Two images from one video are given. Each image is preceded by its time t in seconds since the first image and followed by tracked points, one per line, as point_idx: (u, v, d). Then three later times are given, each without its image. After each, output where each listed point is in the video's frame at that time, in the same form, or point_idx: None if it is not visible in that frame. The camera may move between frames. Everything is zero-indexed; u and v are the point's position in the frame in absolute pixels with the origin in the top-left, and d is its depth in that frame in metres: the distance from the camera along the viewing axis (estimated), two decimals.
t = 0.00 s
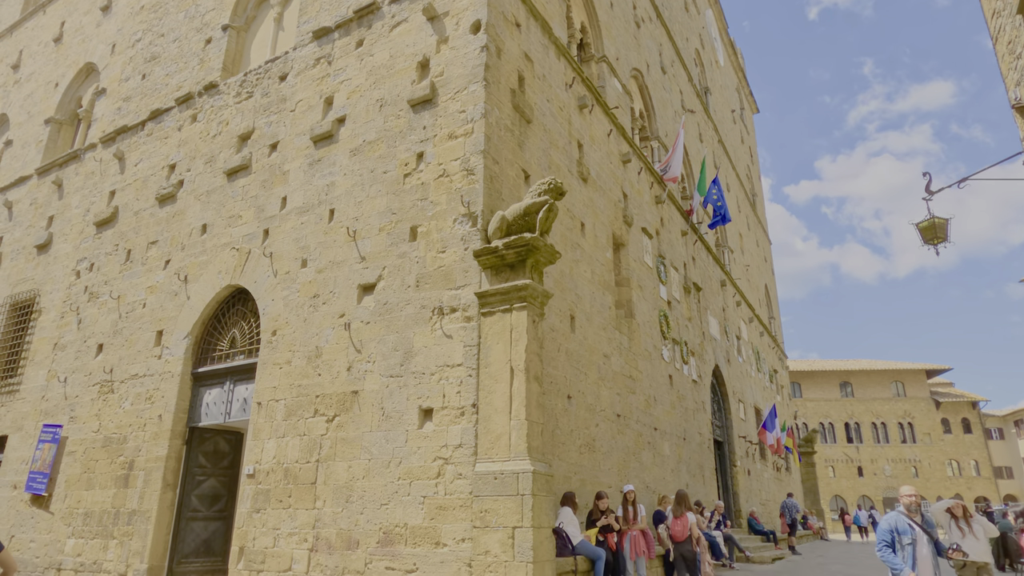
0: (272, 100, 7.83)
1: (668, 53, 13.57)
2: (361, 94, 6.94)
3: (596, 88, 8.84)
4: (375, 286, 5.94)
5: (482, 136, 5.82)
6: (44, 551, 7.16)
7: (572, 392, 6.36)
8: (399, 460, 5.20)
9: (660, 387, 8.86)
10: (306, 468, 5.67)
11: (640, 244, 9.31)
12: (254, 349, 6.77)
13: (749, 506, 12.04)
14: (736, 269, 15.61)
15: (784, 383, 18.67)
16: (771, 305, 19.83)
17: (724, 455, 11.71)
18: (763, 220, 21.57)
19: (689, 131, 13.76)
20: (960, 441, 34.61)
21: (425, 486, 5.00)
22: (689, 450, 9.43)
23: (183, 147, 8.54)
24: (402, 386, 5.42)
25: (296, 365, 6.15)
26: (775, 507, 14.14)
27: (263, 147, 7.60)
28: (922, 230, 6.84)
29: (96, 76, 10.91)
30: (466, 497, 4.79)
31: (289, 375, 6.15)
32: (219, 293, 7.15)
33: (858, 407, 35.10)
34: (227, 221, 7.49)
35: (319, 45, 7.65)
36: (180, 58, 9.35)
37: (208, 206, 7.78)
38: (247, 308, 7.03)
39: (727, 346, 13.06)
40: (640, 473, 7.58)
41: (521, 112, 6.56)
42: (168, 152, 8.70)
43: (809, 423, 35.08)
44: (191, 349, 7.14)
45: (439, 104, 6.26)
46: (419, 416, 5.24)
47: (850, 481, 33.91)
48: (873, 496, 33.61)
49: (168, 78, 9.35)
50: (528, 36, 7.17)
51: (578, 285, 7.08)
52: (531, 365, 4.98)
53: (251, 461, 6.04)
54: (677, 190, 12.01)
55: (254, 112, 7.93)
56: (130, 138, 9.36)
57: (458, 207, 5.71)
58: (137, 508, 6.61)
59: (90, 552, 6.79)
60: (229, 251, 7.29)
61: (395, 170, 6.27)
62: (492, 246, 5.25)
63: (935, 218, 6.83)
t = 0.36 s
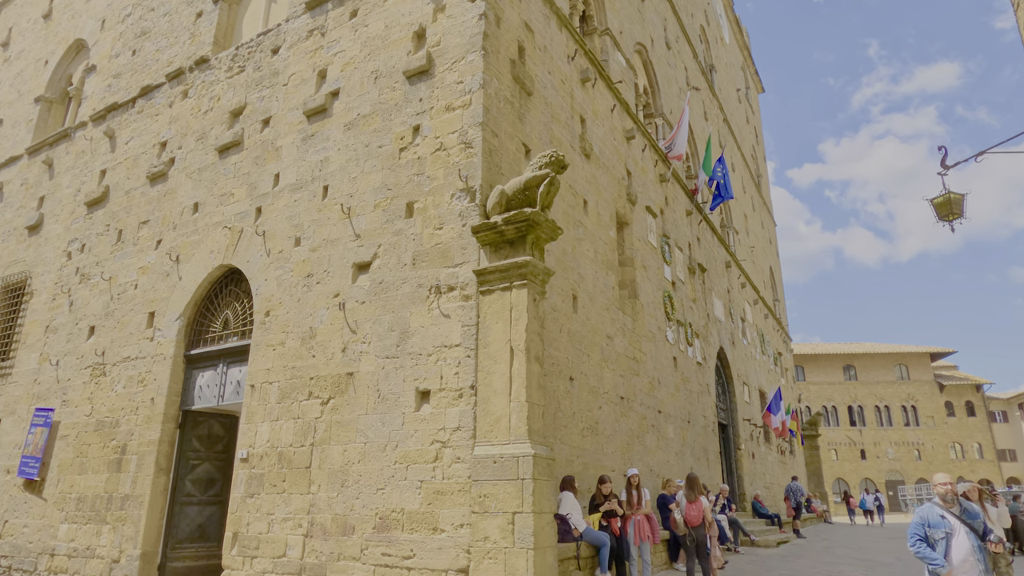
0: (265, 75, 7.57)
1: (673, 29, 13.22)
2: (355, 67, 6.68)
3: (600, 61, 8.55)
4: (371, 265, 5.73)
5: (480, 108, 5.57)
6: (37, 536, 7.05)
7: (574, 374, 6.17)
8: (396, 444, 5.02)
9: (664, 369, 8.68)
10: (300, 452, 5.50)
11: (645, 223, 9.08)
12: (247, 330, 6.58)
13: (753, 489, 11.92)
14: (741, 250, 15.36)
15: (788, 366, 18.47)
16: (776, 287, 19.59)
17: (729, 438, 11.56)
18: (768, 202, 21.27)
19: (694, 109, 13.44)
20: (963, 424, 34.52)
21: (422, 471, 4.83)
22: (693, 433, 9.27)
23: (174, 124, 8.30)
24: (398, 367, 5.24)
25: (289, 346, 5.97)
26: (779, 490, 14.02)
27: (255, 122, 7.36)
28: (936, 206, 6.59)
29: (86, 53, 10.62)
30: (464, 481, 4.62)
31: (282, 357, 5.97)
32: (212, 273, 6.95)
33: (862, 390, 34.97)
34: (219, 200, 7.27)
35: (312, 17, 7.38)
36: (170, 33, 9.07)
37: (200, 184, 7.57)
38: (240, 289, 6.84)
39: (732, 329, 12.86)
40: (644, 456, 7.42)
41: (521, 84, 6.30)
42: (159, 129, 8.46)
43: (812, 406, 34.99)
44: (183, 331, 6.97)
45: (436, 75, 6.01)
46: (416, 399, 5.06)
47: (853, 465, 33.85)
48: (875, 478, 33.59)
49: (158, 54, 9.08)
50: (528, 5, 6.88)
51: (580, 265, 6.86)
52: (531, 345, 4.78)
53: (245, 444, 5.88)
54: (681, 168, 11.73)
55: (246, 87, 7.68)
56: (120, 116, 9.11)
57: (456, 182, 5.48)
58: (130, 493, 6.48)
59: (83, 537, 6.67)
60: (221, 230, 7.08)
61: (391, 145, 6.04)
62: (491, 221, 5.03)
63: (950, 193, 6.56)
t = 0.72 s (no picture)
0: (245, 43, 7.29)
1: (670, 4, 12.92)
2: (338, 33, 6.41)
3: (593, 33, 8.28)
4: (353, 238, 5.51)
5: (466, 74, 5.33)
6: (15, 518, 6.88)
7: (564, 352, 5.99)
8: (377, 422, 4.84)
9: (657, 350, 8.51)
10: (280, 431, 5.32)
11: (638, 200, 8.86)
12: (227, 307, 6.37)
13: (746, 472, 11.83)
14: (736, 232, 15.16)
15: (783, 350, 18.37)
16: (772, 270, 19.43)
17: (722, 421, 11.43)
18: (765, 184, 21.04)
19: (690, 86, 13.16)
20: (956, 408, 34.62)
21: (405, 450, 4.65)
22: (686, 415, 9.13)
23: (152, 95, 8.02)
24: (381, 343, 5.04)
25: (269, 323, 5.76)
26: (772, 474, 13.95)
27: (235, 93, 7.09)
28: (938, 180, 6.39)
29: (64, 24, 10.27)
30: (448, 461, 4.45)
31: (262, 334, 5.77)
32: (191, 249, 6.73)
33: (856, 374, 35.01)
34: (198, 173, 7.03)
35: None
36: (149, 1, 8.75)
37: (179, 157, 7.31)
38: (220, 265, 6.62)
39: (727, 310, 12.70)
40: (635, 437, 7.27)
41: (510, 51, 6.04)
42: (138, 101, 8.17)
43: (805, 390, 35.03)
44: (162, 308, 6.76)
45: (421, 41, 5.75)
46: (399, 376, 4.88)
47: (846, 449, 33.93)
48: (868, 462, 33.71)
49: (137, 23, 8.76)
50: None
51: (572, 241, 6.65)
52: (518, 320, 4.59)
53: (224, 424, 5.69)
54: (677, 147, 11.49)
55: (226, 56, 7.40)
56: (98, 88, 8.81)
57: (441, 152, 5.25)
58: (107, 474, 6.30)
59: (60, 519, 6.50)
60: (201, 204, 6.84)
61: (374, 114, 5.79)
62: (476, 191, 4.82)
63: (952, 166, 6.36)
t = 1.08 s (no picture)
0: (214, 12, 6.95)
1: None
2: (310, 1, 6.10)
3: (579, 7, 8.02)
4: (324, 215, 5.26)
5: (443, 42, 5.06)
6: None
7: (545, 336, 5.79)
8: (347, 407, 4.62)
9: (642, 335, 8.34)
10: (246, 417, 5.09)
11: (624, 182, 8.64)
12: (194, 288, 6.11)
13: (731, 458, 11.76)
14: (723, 217, 15.01)
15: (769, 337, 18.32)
16: (759, 257, 19.34)
17: (707, 407, 11.33)
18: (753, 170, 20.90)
19: (678, 68, 12.92)
20: (938, 396, 34.96)
21: (375, 437, 4.44)
22: (671, 401, 8.99)
23: (118, 67, 7.66)
24: (352, 325, 4.81)
25: (237, 304, 5.51)
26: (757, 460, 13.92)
27: (204, 64, 6.76)
28: (930, 162, 6.23)
29: None
30: (420, 447, 4.25)
31: (229, 316, 5.52)
32: (156, 227, 6.44)
33: (840, 362, 35.24)
34: (165, 148, 6.72)
35: None
36: None
37: (145, 131, 6.99)
38: (187, 244, 6.34)
39: (713, 296, 12.57)
40: (619, 423, 7.11)
41: (490, 21, 5.77)
42: (103, 73, 7.80)
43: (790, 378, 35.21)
44: (126, 289, 6.47)
45: (396, 8, 5.46)
46: (371, 359, 4.65)
47: (829, 436, 34.18)
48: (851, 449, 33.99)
49: None
50: None
51: (554, 221, 6.43)
52: (495, 300, 4.38)
53: (189, 409, 5.45)
54: (664, 129, 11.27)
55: (195, 26, 7.06)
56: (63, 60, 8.42)
57: (416, 125, 5.00)
58: (69, 461, 6.04)
59: (20, 508, 6.24)
60: (168, 180, 6.54)
61: (347, 85, 5.52)
62: (453, 165, 4.58)
63: (945, 146, 6.20)
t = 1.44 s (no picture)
0: None
1: None
2: None
3: None
4: (285, 187, 4.96)
5: (413, 5, 4.76)
6: None
7: (519, 318, 5.57)
8: (307, 390, 4.36)
9: (619, 319, 8.17)
10: (201, 400, 4.80)
11: (603, 162, 8.42)
12: (148, 264, 5.77)
13: (706, 445, 11.70)
14: (702, 204, 14.90)
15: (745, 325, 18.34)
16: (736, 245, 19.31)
17: (684, 394, 11.23)
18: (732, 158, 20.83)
19: (659, 50, 12.70)
20: (908, 385, 35.56)
21: (337, 421, 4.19)
22: (647, 387, 8.85)
23: (70, 30, 7.20)
24: (313, 303, 4.54)
25: (192, 282, 5.20)
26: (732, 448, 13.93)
27: (160, 27, 6.36)
28: (914, 143, 6.09)
29: None
30: (384, 432, 4.01)
31: (184, 293, 5.20)
32: (109, 200, 6.07)
33: (814, 351, 35.67)
34: (119, 116, 6.32)
35: None
36: None
37: (98, 99, 6.58)
38: (142, 218, 5.98)
39: (691, 283, 12.46)
40: (594, 409, 6.93)
41: None
42: (54, 37, 7.34)
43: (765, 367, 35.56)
44: (77, 265, 6.11)
45: None
46: (333, 339, 4.39)
47: (802, 424, 34.64)
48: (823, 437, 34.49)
49: None
50: None
51: (530, 199, 6.19)
52: (465, 277, 4.13)
53: (141, 392, 5.14)
54: (645, 111, 11.07)
55: None
56: (11, 23, 7.92)
57: (383, 92, 4.71)
58: (14, 447, 5.70)
59: None
60: (121, 150, 6.16)
61: (311, 50, 5.19)
62: (421, 134, 4.31)
63: (929, 128, 6.06)
